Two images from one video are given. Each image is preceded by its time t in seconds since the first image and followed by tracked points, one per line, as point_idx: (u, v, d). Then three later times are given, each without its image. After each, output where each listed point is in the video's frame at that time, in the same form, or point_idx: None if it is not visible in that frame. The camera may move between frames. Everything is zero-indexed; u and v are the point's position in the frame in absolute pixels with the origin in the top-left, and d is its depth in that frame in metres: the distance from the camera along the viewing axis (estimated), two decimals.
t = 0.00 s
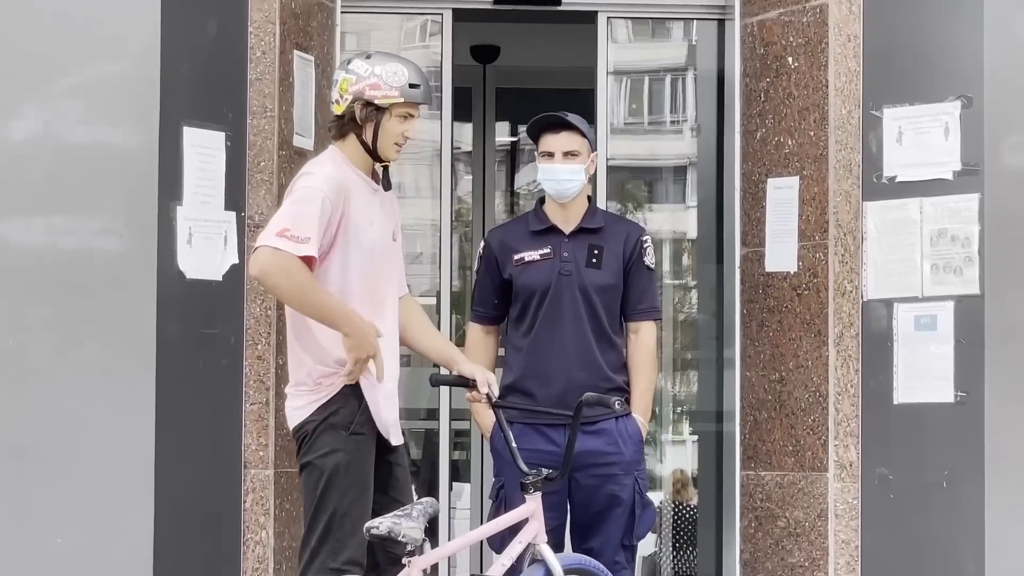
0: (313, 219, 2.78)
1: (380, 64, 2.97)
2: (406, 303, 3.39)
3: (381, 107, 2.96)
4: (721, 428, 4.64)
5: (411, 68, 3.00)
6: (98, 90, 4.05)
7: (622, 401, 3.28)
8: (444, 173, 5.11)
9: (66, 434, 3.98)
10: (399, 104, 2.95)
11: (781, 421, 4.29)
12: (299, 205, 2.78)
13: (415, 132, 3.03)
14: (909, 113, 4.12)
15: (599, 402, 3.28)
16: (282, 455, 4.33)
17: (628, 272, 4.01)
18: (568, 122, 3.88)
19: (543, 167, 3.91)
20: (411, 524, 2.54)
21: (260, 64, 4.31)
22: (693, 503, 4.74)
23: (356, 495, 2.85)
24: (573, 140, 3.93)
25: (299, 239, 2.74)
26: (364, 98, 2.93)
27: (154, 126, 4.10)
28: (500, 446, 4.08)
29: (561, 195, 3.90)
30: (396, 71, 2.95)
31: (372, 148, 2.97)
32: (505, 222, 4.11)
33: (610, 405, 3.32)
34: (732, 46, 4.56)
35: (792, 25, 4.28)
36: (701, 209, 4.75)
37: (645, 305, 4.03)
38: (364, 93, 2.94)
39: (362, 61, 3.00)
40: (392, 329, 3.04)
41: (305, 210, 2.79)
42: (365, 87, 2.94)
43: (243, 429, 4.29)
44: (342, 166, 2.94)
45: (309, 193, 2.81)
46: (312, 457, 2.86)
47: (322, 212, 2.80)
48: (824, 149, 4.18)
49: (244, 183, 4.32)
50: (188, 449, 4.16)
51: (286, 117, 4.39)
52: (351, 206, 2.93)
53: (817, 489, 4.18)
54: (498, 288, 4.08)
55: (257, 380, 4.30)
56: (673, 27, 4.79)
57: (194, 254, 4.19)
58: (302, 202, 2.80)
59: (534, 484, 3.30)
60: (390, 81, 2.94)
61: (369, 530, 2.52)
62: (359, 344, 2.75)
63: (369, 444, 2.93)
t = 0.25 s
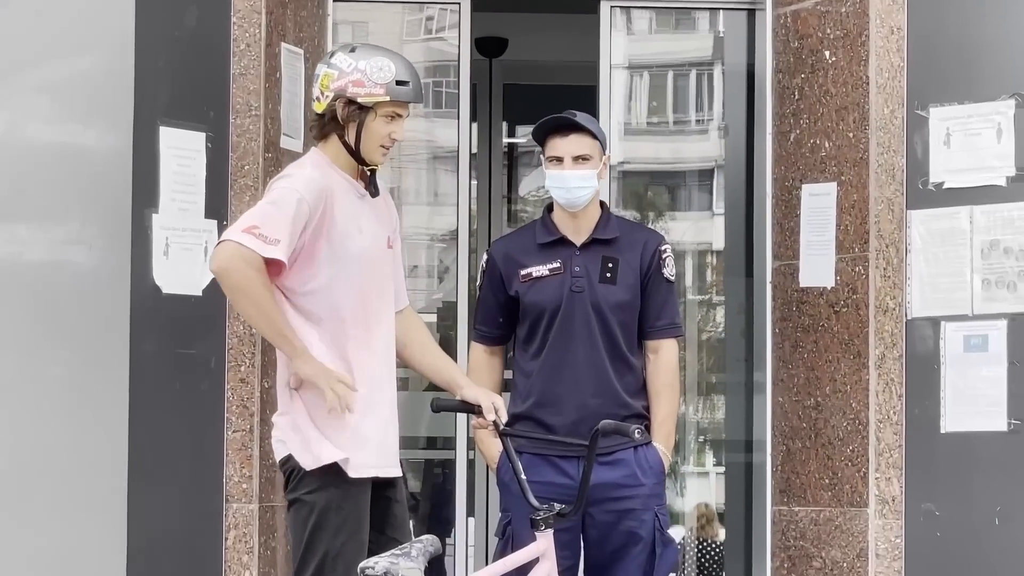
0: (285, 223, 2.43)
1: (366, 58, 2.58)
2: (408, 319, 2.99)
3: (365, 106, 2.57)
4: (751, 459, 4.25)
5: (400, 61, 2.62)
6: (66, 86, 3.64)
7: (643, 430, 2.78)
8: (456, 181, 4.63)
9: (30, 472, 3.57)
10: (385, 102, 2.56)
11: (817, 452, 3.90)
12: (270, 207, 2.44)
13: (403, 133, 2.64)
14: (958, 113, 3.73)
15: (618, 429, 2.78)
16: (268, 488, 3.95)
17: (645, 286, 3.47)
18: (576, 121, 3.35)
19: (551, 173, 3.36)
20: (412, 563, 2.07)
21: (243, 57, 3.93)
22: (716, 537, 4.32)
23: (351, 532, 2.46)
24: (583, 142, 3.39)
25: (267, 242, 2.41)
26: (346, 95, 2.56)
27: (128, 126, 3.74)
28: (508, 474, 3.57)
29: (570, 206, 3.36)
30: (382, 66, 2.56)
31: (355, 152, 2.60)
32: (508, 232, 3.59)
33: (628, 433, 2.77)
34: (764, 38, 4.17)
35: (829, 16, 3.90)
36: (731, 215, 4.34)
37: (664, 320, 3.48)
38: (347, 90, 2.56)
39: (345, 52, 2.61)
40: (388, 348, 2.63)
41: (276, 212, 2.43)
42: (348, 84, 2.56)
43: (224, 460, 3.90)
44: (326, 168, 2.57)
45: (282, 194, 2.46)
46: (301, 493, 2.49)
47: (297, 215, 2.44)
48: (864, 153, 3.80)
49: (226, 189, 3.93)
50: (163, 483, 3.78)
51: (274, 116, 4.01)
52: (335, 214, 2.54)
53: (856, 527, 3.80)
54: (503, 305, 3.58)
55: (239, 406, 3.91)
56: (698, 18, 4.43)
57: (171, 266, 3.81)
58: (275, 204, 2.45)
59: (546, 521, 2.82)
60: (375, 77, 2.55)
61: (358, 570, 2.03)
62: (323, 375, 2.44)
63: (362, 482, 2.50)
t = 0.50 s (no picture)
0: (269, 240, 2.20)
1: (355, 52, 2.34)
2: (407, 328, 2.69)
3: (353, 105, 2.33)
4: (779, 488, 3.75)
5: (393, 55, 2.37)
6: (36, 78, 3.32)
7: (667, 457, 2.44)
8: (460, 185, 4.37)
9: None
10: (375, 101, 2.32)
11: (851, 480, 3.57)
12: (252, 225, 2.21)
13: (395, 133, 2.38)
14: (1006, 112, 3.43)
15: (639, 456, 2.43)
16: (254, 516, 3.62)
17: (667, 301, 3.07)
18: (591, 122, 3.02)
19: (564, 178, 3.03)
20: None
21: (229, 51, 3.61)
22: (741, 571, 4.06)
23: (342, 566, 2.28)
24: (599, 145, 3.06)
25: (253, 268, 2.18)
26: (333, 93, 2.31)
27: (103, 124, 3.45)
28: (516, 498, 3.06)
29: (585, 213, 3.04)
30: (372, 62, 2.32)
31: (342, 154, 2.35)
32: (517, 242, 3.20)
33: (652, 463, 2.42)
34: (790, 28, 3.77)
35: (866, 6, 3.57)
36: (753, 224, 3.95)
37: (686, 339, 3.08)
38: (334, 87, 2.32)
39: (334, 46, 2.38)
40: (386, 368, 2.40)
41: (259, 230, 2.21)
42: (334, 80, 2.32)
43: (207, 486, 3.59)
44: (312, 173, 2.33)
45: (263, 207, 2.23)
46: (286, 525, 2.31)
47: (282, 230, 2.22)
48: (903, 155, 3.49)
49: (209, 193, 3.61)
50: (142, 513, 3.48)
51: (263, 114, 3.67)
52: (322, 221, 2.31)
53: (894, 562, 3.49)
54: (511, 322, 3.17)
55: (224, 429, 3.59)
56: (723, 8, 4.17)
57: (150, 277, 3.50)
58: (256, 221, 2.22)
59: (559, 556, 2.48)
60: (364, 74, 2.31)
61: None
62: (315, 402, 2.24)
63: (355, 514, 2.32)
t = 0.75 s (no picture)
0: (270, 246, 2.13)
1: (353, 57, 2.26)
2: (409, 336, 2.61)
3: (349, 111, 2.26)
4: (788, 501, 3.88)
5: (392, 59, 2.29)
6: (29, 86, 3.33)
7: (676, 471, 2.36)
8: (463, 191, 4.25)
9: None
10: (371, 107, 2.24)
11: (860, 493, 3.52)
12: (251, 230, 2.14)
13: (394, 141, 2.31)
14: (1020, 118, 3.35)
15: (648, 471, 2.33)
16: (251, 530, 3.43)
17: (674, 311, 2.98)
18: (596, 128, 2.94)
19: (569, 185, 2.96)
20: None
21: (226, 55, 3.43)
22: None
23: None
24: (605, 151, 2.98)
25: (254, 275, 2.11)
26: (329, 98, 2.24)
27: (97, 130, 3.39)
28: (520, 510, 2.96)
29: (589, 221, 2.97)
30: (370, 67, 2.24)
31: (337, 159, 2.28)
32: (521, 251, 3.12)
33: (660, 477, 2.33)
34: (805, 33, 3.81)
35: (876, 10, 3.52)
36: (765, 233, 3.99)
37: (693, 352, 2.99)
38: (329, 92, 2.25)
39: (332, 49, 2.30)
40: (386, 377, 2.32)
41: (259, 235, 2.13)
42: (331, 85, 2.25)
43: (202, 498, 3.39)
44: (312, 176, 2.26)
45: (263, 211, 2.16)
46: (283, 539, 2.23)
47: (280, 235, 2.15)
48: (914, 161, 3.41)
49: (205, 200, 3.43)
50: (134, 529, 3.36)
51: (258, 119, 3.50)
52: (323, 225, 2.23)
53: None
54: (514, 331, 3.08)
55: (221, 441, 3.39)
56: (730, 11, 4.11)
57: (145, 287, 3.37)
58: (256, 226, 2.14)
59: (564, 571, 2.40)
60: (360, 79, 2.23)
61: None
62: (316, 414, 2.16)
63: (355, 530, 2.24)
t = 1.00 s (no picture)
0: (274, 254, 2.13)
1: (357, 60, 2.26)
2: (407, 344, 2.61)
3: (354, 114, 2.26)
4: (789, 506, 3.89)
5: (397, 62, 2.29)
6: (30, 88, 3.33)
7: (676, 475, 2.33)
8: (463, 196, 4.25)
9: None
10: (375, 110, 2.24)
11: (862, 498, 3.52)
12: (256, 239, 2.13)
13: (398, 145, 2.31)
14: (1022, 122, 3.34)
15: (647, 475, 2.32)
16: (251, 534, 3.42)
17: (675, 315, 2.98)
18: (597, 133, 2.95)
19: (568, 189, 2.95)
20: None
21: (227, 58, 3.43)
22: None
23: None
24: (606, 157, 2.98)
25: (258, 284, 2.10)
26: (333, 101, 2.24)
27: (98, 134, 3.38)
28: (520, 515, 2.94)
29: (589, 226, 2.96)
30: (374, 70, 2.24)
31: (341, 161, 2.28)
32: (522, 256, 3.12)
33: (660, 481, 2.31)
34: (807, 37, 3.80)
35: (878, 14, 3.51)
36: (765, 237, 4.00)
37: (695, 358, 2.98)
38: (334, 95, 2.25)
39: (337, 52, 2.31)
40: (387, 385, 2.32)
41: (263, 244, 2.13)
42: (335, 88, 2.25)
43: (203, 502, 3.40)
44: (314, 183, 2.26)
45: (268, 220, 2.15)
46: (283, 543, 2.22)
47: (284, 242, 2.14)
48: (915, 165, 3.41)
49: (206, 204, 3.43)
50: (134, 533, 3.35)
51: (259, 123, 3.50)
52: (325, 232, 2.23)
53: None
54: (515, 336, 3.07)
55: (221, 445, 3.40)
56: (732, 16, 4.10)
57: (145, 290, 3.36)
58: (260, 234, 2.14)
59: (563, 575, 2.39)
60: (364, 82, 2.23)
61: None
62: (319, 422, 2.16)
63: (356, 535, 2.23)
